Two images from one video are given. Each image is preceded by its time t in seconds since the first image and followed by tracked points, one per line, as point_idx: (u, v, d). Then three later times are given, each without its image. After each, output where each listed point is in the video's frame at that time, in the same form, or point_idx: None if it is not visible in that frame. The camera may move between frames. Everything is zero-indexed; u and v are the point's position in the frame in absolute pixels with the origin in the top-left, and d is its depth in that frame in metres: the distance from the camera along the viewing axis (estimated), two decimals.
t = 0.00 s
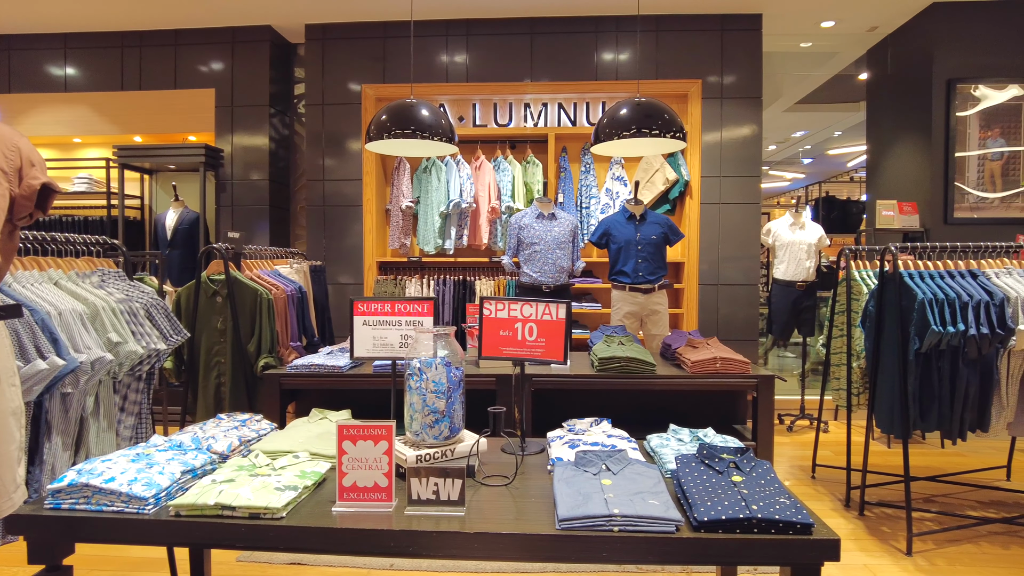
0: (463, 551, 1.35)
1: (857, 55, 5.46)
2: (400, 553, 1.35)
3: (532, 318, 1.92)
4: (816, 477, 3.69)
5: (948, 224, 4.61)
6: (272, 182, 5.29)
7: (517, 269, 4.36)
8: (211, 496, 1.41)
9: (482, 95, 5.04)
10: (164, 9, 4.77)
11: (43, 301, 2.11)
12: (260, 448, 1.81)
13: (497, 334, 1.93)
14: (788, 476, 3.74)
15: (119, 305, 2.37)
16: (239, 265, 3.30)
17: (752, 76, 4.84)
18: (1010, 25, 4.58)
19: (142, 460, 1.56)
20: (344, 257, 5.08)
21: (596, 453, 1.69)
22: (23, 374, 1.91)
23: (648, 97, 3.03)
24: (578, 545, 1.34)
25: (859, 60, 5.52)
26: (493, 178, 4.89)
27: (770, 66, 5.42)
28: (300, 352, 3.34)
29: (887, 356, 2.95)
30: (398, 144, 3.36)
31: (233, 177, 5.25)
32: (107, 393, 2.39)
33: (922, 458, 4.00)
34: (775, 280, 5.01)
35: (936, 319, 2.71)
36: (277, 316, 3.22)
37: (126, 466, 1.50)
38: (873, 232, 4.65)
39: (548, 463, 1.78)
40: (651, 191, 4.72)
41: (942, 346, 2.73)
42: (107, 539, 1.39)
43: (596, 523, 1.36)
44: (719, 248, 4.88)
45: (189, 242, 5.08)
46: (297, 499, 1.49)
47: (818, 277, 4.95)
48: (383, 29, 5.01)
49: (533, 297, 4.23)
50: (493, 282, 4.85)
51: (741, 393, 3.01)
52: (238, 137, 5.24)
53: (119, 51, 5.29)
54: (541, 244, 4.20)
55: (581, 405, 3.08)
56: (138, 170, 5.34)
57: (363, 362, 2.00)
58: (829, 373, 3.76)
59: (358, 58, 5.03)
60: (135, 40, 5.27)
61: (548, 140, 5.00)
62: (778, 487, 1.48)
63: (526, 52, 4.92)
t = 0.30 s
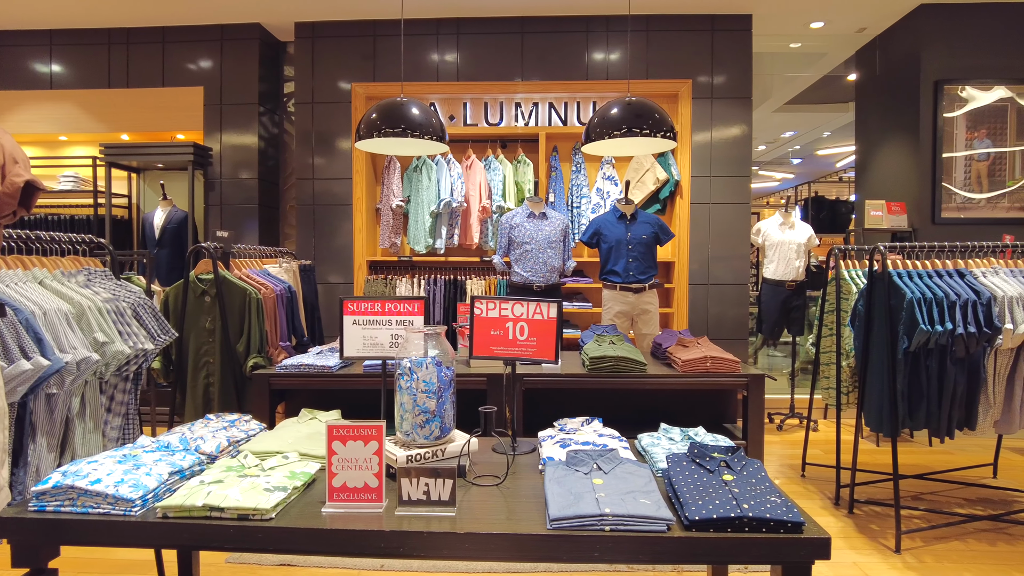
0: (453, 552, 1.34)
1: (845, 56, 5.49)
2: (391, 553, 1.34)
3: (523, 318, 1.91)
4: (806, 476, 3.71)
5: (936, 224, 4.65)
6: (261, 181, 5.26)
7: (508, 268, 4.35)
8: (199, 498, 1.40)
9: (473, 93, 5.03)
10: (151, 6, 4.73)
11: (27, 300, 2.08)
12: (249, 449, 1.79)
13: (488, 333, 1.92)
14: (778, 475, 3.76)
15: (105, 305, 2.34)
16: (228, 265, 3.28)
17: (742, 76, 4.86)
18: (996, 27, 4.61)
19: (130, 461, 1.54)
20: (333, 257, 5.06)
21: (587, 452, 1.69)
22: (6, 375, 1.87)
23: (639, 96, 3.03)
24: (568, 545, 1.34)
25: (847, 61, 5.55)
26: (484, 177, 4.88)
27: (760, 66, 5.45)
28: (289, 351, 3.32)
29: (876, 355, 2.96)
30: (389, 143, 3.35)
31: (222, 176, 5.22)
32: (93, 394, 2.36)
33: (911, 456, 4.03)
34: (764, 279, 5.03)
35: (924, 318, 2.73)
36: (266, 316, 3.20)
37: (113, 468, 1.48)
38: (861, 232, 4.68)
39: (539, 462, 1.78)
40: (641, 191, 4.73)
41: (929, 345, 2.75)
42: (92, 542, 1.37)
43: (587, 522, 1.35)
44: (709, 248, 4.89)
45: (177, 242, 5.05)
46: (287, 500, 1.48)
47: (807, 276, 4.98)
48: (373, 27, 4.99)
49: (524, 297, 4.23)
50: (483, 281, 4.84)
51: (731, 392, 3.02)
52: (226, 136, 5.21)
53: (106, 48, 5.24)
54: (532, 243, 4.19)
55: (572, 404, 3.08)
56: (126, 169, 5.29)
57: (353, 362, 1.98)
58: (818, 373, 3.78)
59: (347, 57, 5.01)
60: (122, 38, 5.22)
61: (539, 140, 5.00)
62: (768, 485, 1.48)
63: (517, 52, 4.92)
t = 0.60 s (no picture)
0: (449, 552, 1.34)
1: (838, 57, 5.51)
2: (386, 554, 1.34)
3: (518, 318, 1.91)
4: (800, 475, 3.73)
5: (928, 224, 4.67)
6: (254, 180, 5.24)
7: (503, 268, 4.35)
8: (194, 499, 1.39)
9: (467, 93, 5.02)
10: (143, 4, 4.70)
11: (18, 300, 2.06)
12: (243, 450, 1.78)
13: (483, 333, 1.92)
14: (772, 474, 3.77)
15: (97, 305, 2.32)
16: (221, 264, 3.26)
17: (736, 77, 4.87)
18: (988, 28, 4.64)
19: (123, 463, 1.53)
20: (327, 257, 5.05)
21: (583, 452, 1.69)
22: None
23: (633, 97, 3.03)
24: (564, 545, 1.33)
25: (840, 62, 5.58)
26: (478, 177, 4.88)
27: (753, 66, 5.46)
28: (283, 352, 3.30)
29: (870, 354, 2.98)
30: (383, 142, 3.34)
31: (215, 175, 5.19)
32: (86, 394, 2.35)
33: (903, 455, 4.05)
34: (758, 279, 5.05)
35: (917, 317, 2.74)
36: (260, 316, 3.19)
37: (106, 469, 1.46)
38: (854, 232, 4.70)
39: (535, 462, 1.78)
40: (636, 191, 4.74)
41: (923, 345, 2.76)
42: (85, 544, 1.36)
43: (583, 522, 1.35)
44: (703, 248, 4.91)
45: (169, 241, 5.03)
46: (282, 501, 1.47)
47: (800, 276, 4.99)
48: (367, 26, 4.98)
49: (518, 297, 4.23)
50: (478, 281, 4.84)
51: (725, 392, 3.03)
52: (219, 135, 5.19)
53: (97, 47, 5.20)
54: (527, 243, 4.19)
55: (566, 404, 3.08)
56: (118, 168, 5.27)
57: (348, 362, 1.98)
58: (812, 372, 3.79)
59: (341, 56, 4.99)
60: (114, 36, 5.19)
61: (533, 140, 5.00)
62: (763, 485, 1.49)
63: (511, 52, 4.92)
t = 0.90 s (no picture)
0: (449, 553, 1.33)
1: (834, 58, 5.53)
2: (385, 555, 1.34)
3: (517, 318, 1.91)
4: (796, 475, 3.74)
5: (924, 224, 4.69)
6: (250, 180, 5.22)
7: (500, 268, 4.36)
8: (192, 500, 1.38)
9: (464, 93, 5.01)
10: (138, 3, 4.68)
11: (15, 301, 2.06)
12: (241, 450, 1.78)
13: (482, 333, 1.92)
14: (768, 474, 3.79)
15: (94, 306, 2.31)
16: (217, 264, 3.25)
17: (732, 77, 4.88)
18: (982, 30, 4.67)
19: (121, 464, 1.52)
20: (323, 257, 5.04)
21: (582, 452, 1.69)
22: None
23: (630, 97, 3.04)
24: (563, 545, 1.34)
25: (836, 63, 5.59)
26: (475, 177, 4.88)
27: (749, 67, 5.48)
28: (280, 352, 3.30)
29: (866, 354, 2.99)
30: (380, 142, 3.33)
31: (210, 175, 5.18)
32: (83, 395, 2.33)
33: (898, 454, 4.07)
34: (754, 280, 5.06)
35: (913, 317, 2.75)
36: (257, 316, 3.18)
37: (103, 470, 1.46)
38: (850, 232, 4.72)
39: (533, 463, 1.78)
40: (632, 191, 4.75)
41: (919, 345, 2.78)
42: (82, 545, 1.36)
43: (583, 522, 1.35)
44: (700, 248, 4.92)
45: (165, 241, 5.02)
46: (280, 502, 1.47)
47: (796, 276, 5.01)
48: (364, 26, 4.97)
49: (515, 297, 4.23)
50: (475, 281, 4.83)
51: (722, 392, 3.03)
52: (215, 135, 5.17)
53: (92, 46, 5.18)
54: (524, 243, 4.19)
55: (564, 405, 3.08)
56: (113, 168, 5.25)
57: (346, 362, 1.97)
58: (808, 372, 3.81)
59: (337, 56, 4.99)
60: (108, 35, 5.17)
61: (530, 140, 5.00)
62: (762, 485, 1.49)
63: (508, 52, 4.92)
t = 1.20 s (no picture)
0: (449, 553, 1.34)
1: (830, 59, 5.55)
2: (386, 555, 1.34)
3: (516, 318, 1.91)
4: (793, 475, 3.75)
5: (920, 225, 4.71)
6: (247, 180, 5.22)
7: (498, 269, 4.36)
8: (193, 501, 1.38)
9: (462, 93, 5.01)
10: (135, 3, 4.67)
11: (14, 301, 2.05)
12: (241, 451, 1.78)
13: (481, 334, 1.92)
14: (766, 474, 3.80)
15: (93, 306, 2.31)
16: (215, 264, 3.25)
17: (729, 78, 4.89)
18: (978, 32, 4.69)
19: (120, 464, 1.52)
20: (321, 257, 5.03)
21: (581, 452, 1.69)
22: None
23: (629, 97, 3.04)
24: (563, 545, 1.34)
25: (833, 64, 5.61)
26: (473, 178, 4.89)
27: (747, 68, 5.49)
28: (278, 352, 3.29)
29: (863, 355, 3.00)
30: (379, 142, 3.33)
31: (208, 175, 5.17)
32: (81, 395, 2.33)
33: (895, 453, 4.09)
34: (751, 280, 5.07)
35: (910, 318, 2.77)
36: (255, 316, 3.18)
37: (103, 471, 1.46)
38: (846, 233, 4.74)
39: (533, 463, 1.78)
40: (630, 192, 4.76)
41: (916, 345, 2.79)
42: (82, 546, 1.36)
43: (583, 522, 1.36)
44: (697, 248, 4.93)
45: (162, 241, 5.01)
46: (280, 502, 1.47)
47: (793, 277, 5.02)
48: (361, 26, 4.97)
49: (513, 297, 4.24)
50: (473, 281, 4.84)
51: (720, 392, 3.04)
52: (213, 134, 5.16)
53: (89, 45, 5.17)
54: (523, 243, 4.20)
55: (562, 405, 3.08)
56: (110, 168, 5.24)
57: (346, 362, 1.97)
58: (805, 372, 3.82)
59: (335, 56, 4.98)
60: (105, 35, 5.16)
61: (528, 141, 5.00)
62: (761, 484, 1.50)
63: (506, 52, 4.92)
